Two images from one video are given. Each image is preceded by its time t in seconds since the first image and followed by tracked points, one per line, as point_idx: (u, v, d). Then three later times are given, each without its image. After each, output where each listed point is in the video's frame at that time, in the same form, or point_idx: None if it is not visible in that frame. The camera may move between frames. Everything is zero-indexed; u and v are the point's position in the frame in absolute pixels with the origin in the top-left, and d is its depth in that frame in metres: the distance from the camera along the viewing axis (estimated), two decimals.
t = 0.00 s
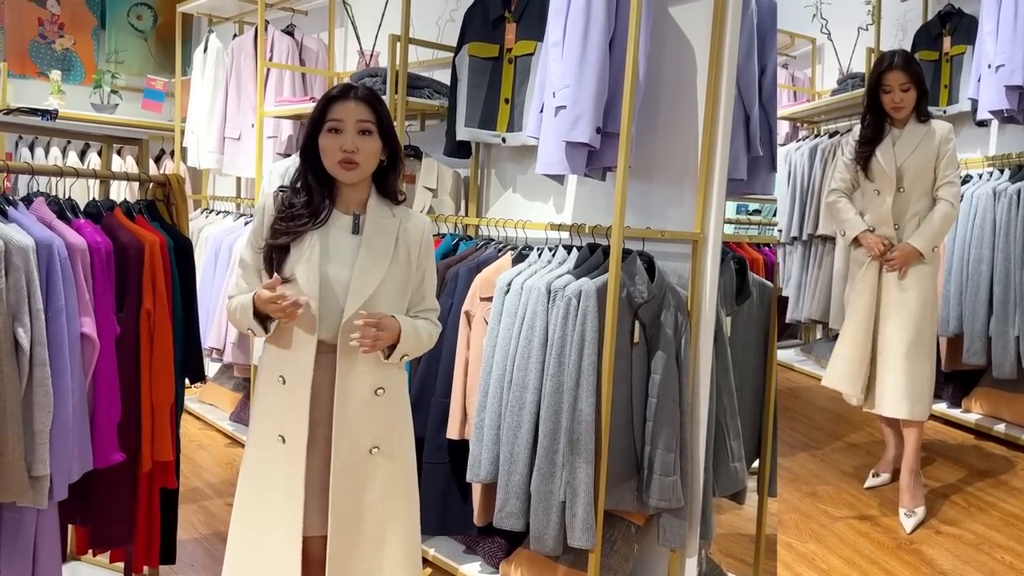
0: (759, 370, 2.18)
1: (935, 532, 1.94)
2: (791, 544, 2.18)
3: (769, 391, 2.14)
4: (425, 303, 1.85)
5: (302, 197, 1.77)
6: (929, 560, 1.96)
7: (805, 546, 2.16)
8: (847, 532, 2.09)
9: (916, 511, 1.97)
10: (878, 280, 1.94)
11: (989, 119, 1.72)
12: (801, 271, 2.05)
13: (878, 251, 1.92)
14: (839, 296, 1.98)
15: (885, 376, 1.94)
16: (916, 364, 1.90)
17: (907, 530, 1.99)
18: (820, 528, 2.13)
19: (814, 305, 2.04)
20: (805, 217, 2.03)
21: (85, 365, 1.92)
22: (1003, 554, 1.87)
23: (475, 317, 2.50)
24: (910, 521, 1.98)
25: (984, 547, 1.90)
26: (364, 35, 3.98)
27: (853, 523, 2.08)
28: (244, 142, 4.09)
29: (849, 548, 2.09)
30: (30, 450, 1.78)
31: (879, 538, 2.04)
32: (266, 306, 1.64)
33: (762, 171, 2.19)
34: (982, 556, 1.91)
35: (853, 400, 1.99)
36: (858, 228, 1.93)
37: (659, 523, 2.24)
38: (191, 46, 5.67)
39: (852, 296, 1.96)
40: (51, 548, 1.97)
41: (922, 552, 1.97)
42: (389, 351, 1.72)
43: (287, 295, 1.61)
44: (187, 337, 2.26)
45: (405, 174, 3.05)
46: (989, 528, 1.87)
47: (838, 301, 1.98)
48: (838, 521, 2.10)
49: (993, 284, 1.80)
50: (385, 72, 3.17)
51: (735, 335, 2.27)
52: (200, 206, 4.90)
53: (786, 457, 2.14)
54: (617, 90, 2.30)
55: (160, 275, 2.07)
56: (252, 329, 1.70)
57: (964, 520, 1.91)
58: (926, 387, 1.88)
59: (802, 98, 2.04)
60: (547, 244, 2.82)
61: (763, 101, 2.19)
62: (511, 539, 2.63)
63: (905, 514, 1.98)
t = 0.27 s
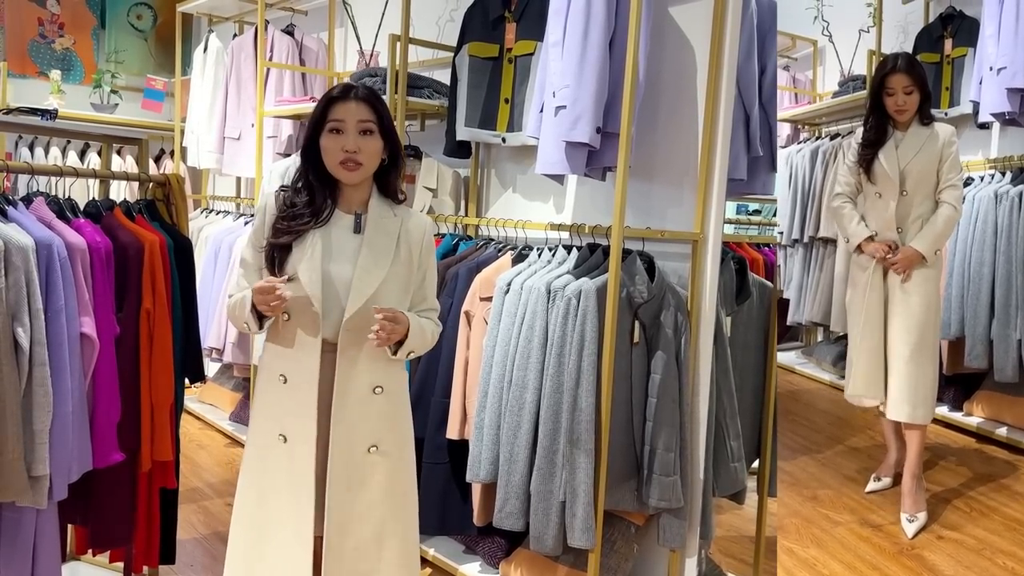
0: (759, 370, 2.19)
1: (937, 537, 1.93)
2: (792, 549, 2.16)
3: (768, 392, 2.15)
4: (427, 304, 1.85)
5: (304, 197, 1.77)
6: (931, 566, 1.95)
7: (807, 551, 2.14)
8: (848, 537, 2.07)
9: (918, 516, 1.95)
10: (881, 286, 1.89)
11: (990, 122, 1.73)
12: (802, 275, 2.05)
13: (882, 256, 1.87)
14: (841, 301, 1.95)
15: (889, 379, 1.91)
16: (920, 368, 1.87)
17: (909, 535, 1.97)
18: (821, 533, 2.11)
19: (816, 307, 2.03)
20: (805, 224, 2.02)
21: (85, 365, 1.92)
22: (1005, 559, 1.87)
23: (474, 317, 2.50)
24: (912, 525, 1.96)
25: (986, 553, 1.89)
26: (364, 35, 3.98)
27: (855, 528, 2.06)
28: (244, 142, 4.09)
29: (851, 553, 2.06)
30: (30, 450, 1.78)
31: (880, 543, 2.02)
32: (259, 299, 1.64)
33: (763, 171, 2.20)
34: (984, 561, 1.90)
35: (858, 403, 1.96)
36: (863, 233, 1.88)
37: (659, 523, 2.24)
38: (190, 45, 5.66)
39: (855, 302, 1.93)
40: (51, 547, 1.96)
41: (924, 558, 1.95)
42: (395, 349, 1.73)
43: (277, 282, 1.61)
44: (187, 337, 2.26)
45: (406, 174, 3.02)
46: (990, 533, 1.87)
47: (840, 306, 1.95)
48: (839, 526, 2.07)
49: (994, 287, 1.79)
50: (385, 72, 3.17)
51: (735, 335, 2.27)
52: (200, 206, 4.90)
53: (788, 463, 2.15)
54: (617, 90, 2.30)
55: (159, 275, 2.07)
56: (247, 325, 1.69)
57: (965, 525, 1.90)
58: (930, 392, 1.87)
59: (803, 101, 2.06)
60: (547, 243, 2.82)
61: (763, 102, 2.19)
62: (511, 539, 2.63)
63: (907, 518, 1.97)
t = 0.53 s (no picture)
0: (759, 370, 2.20)
1: (939, 540, 1.93)
2: (794, 552, 2.18)
3: (768, 392, 2.15)
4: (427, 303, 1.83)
5: (304, 196, 1.77)
6: (932, 569, 1.95)
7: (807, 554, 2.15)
8: (849, 540, 2.08)
9: (919, 519, 1.96)
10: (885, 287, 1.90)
11: (992, 123, 1.73)
12: (804, 275, 2.05)
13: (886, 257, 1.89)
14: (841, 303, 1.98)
15: (892, 380, 1.92)
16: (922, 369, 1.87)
17: (910, 538, 1.98)
18: (822, 537, 2.12)
19: (817, 310, 2.05)
20: (807, 220, 2.04)
21: (85, 365, 1.92)
22: (1007, 563, 1.85)
23: (474, 317, 2.51)
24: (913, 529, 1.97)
25: (988, 557, 1.87)
26: (364, 35, 3.98)
27: (856, 531, 2.06)
28: (244, 142, 4.09)
29: (853, 556, 2.07)
30: (30, 450, 1.78)
31: (882, 547, 2.03)
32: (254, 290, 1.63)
33: (763, 171, 2.21)
34: (985, 565, 1.88)
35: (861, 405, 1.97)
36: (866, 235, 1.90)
37: (659, 523, 2.24)
38: (191, 45, 5.66)
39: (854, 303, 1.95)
40: (51, 547, 1.96)
41: (925, 562, 1.96)
42: (399, 342, 1.73)
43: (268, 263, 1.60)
44: (187, 337, 2.26)
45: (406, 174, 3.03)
46: (992, 536, 1.85)
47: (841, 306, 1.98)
48: (840, 529, 2.08)
49: (996, 288, 1.78)
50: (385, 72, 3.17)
51: (735, 335, 2.27)
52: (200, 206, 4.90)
53: (790, 464, 2.16)
54: (617, 90, 2.30)
55: (159, 275, 2.07)
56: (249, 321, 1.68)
57: (967, 529, 1.89)
58: (932, 395, 1.88)
59: (804, 102, 2.08)
60: (547, 243, 2.81)
61: (763, 102, 2.19)
62: (511, 539, 2.63)
63: (908, 522, 1.97)
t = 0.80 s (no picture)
0: (759, 370, 2.18)
1: (939, 542, 1.94)
2: (794, 554, 2.19)
3: (768, 391, 2.14)
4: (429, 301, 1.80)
5: (303, 197, 1.77)
6: (933, 570, 1.96)
7: (807, 555, 2.16)
8: (849, 541, 2.09)
9: (919, 521, 1.96)
10: (885, 287, 1.90)
11: (992, 125, 1.73)
12: (804, 276, 2.04)
13: (885, 258, 1.89)
14: (841, 304, 1.98)
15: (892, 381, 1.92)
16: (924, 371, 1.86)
17: (911, 539, 1.98)
18: (823, 538, 2.13)
19: (817, 310, 2.04)
20: (807, 222, 2.03)
21: (85, 365, 1.92)
22: (1007, 565, 1.87)
23: (474, 317, 2.51)
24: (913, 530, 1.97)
25: (987, 558, 1.89)
26: (364, 35, 3.98)
27: (855, 533, 2.07)
28: (244, 142, 4.09)
29: (852, 557, 2.08)
30: (30, 450, 1.78)
31: (882, 548, 2.03)
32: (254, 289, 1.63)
33: (763, 171, 2.20)
34: (986, 567, 1.90)
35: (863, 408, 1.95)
36: (866, 235, 1.91)
37: (658, 523, 2.24)
38: (191, 45, 5.66)
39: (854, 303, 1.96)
40: (51, 547, 1.96)
41: (926, 563, 1.97)
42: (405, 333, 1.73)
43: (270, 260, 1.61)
44: (187, 336, 2.26)
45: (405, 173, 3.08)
46: (992, 537, 1.87)
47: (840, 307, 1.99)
48: (840, 531, 2.09)
49: (996, 289, 1.78)
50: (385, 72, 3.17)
51: (735, 335, 2.26)
52: (200, 206, 4.90)
53: (789, 466, 2.15)
54: (617, 90, 2.30)
55: (159, 275, 2.07)
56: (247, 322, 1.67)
57: (967, 530, 1.90)
58: (931, 396, 1.88)
59: (805, 103, 2.05)
60: (546, 243, 2.81)
61: (763, 102, 2.19)
62: (510, 539, 2.63)
63: (908, 523, 1.97)
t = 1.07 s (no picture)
0: (759, 370, 2.16)
1: (940, 543, 1.93)
2: (794, 556, 2.18)
3: (768, 391, 2.12)
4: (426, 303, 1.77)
5: (301, 197, 1.77)
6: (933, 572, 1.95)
7: (808, 557, 2.16)
8: (849, 541, 2.08)
9: (919, 522, 1.95)
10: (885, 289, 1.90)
11: (993, 126, 1.71)
12: (805, 278, 2.04)
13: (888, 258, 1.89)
14: (842, 304, 1.99)
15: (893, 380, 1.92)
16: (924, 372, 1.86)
17: (911, 541, 1.97)
18: (823, 539, 2.13)
19: (817, 311, 2.05)
20: (807, 225, 2.03)
21: (84, 365, 1.92)
22: (1008, 566, 1.88)
23: (474, 317, 2.50)
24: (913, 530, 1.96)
25: (988, 559, 1.89)
26: (364, 35, 3.98)
27: (856, 534, 2.07)
28: (244, 141, 4.10)
29: (852, 558, 2.07)
30: (30, 449, 1.78)
31: (882, 550, 2.02)
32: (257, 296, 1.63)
33: (762, 170, 2.19)
34: (986, 568, 1.90)
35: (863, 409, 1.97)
36: (867, 236, 1.91)
37: (658, 522, 2.24)
38: (191, 45, 5.66)
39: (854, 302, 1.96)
40: (51, 547, 1.96)
41: (926, 564, 1.95)
42: (400, 338, 1.73)
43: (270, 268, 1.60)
44: (187, 336, 2.26)
45: (405, 173, 3.08)
46: (992, 539, 1.86)
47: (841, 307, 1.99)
48: (841, 531, 2.09)
49: (997, 291, 1.77)
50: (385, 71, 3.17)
51: (735, 334, 2.26)
52: (200, 205, 4.90)
53: (789, 467, 2.13)
54: (617, 89, 2.30)
55: (159, 274, 2.07)
56: (251, 327, 1.69)
57: (968, 531, 1.89)
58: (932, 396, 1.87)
59: (805, 105, 2.06)
60: (547, 243, 2.81)
61: (763, 101, 2.19)
62: (510, 539, 2.63)
63: (908, 524, 1.97)
